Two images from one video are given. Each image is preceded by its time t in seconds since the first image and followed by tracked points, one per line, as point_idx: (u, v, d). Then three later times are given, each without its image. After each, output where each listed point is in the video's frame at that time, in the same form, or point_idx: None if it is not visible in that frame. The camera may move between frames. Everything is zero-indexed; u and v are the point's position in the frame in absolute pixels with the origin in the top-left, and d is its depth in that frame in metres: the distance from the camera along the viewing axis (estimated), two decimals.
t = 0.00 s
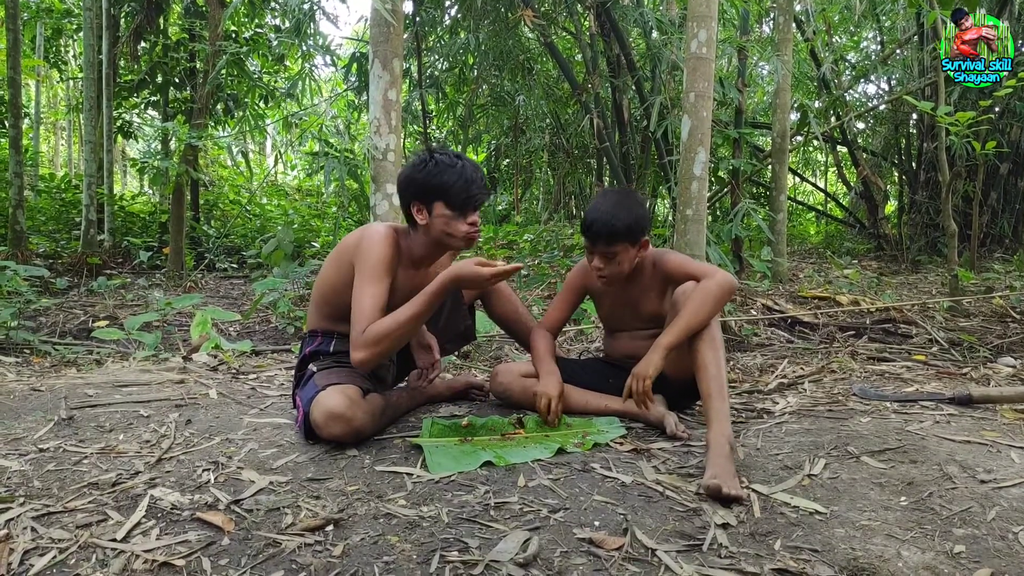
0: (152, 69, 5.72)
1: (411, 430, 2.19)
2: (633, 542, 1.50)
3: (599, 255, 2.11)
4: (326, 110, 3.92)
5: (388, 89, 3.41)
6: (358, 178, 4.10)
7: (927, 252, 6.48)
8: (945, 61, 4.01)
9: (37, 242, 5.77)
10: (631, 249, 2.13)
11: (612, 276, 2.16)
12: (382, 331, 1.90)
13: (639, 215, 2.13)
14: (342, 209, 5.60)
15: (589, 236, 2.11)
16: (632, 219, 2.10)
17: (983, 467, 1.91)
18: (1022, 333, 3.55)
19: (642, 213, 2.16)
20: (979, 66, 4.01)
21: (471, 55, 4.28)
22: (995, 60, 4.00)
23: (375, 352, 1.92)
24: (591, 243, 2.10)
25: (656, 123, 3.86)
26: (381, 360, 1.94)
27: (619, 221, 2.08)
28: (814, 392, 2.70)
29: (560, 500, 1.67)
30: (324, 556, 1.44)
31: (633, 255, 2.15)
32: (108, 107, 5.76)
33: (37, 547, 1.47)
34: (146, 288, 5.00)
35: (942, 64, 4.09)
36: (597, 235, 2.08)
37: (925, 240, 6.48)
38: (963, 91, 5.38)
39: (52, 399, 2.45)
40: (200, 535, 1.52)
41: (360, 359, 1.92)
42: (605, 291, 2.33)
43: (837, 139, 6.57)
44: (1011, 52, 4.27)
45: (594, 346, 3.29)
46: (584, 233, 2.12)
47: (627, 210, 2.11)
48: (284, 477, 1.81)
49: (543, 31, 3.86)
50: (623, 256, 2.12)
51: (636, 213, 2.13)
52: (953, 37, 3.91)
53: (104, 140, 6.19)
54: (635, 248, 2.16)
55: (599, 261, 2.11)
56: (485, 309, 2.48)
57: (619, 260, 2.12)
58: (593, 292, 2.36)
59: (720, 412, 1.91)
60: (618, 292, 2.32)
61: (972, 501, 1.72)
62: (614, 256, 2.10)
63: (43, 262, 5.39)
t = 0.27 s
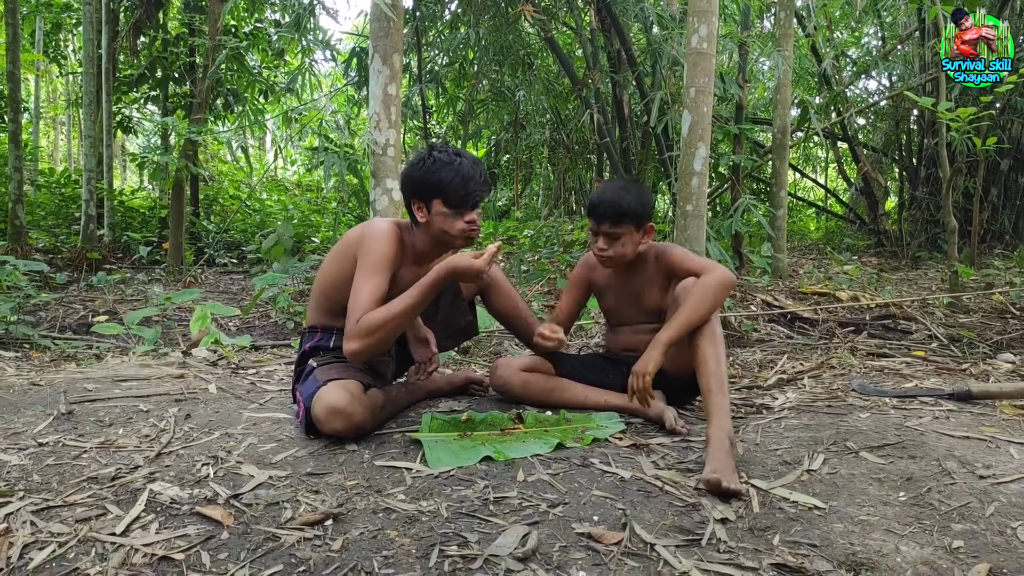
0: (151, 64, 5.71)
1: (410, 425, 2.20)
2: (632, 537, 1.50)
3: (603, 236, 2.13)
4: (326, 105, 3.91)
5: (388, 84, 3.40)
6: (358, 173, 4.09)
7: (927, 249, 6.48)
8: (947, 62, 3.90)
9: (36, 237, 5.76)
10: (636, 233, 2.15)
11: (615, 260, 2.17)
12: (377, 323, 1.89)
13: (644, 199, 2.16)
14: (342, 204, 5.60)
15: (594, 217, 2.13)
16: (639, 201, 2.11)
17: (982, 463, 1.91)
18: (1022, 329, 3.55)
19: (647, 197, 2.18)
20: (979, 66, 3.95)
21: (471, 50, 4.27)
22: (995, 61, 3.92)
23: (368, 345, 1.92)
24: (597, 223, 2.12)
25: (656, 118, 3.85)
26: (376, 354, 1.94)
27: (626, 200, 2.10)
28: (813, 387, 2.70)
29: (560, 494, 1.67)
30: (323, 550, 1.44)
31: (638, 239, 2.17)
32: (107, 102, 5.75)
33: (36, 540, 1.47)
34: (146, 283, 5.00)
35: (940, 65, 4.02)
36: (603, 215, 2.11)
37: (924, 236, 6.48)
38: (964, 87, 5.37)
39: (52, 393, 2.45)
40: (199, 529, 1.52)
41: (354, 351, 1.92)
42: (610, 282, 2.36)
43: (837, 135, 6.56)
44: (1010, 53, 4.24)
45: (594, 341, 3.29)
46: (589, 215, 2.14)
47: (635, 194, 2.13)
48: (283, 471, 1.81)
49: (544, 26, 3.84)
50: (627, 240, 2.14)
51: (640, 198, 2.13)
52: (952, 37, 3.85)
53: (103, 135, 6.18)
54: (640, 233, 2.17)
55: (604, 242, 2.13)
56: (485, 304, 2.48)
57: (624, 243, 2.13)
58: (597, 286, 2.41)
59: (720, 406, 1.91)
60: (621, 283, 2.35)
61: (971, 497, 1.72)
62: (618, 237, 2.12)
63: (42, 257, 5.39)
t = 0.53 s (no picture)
0: (153, 55, 5.69)
1: (412, 416, 2.20)
2: (633, 527, 1.51)
3: (602, 208, 2.18)
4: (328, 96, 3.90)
5: (390, 74, 3.39)
6: (360, 164, 4.09)
7: (930, 241, 6.46)
8: (947, 61, 3.98)
9: (39, 228, 5.76)
10: (635, 208, 2.18)
11: (614, 237, 2.21)
12: (372, 320, 1.89)
13: (644, 178, 2.19)
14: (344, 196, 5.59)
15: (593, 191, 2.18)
16: (638, 176, 2.15)
17: (983, 455, 1.91)
18: None
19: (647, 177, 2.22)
20: (978, 66, 4.03)
21: (473, 41, 4.26)
22: (995, 61, 4.01)
23: (364, 342, 1.92)
24: (596, 195, 2.17)
25: (659, 109, 3.84)
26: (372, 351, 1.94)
27: (626, 173, 2.14)
28: (815, 379, 2.70)
29: (561, 485, 1.67)
30: (325, 540, 1.44)
31: (636, 216, 2.20)
32: (108, 93, 5.74)
33: (39, 530, 1.48)
34: (148, 274, 5.00)
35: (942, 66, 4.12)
36: (602, 188, 2.15)
37: (927, 228, 6.46)
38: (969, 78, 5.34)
39: (54, 384, 2.46)
40: (201, 519, 1.52)
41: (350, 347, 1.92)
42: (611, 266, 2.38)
43: (840, 127, 6.53)
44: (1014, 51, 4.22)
45: (595, 333, 3.29)
46: (589, 188, 2.19)
47: (634, 169, 2.18)
48: (285, 462, 1.82)
49: (546, 17, 3.83)
50: (625, 214, 2.17)
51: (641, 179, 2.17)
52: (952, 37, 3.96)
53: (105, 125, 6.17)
54: (639, 210, 2.20)
55: (601, 215, 2.18)
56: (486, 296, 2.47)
57: (621, 217, 2.17)
58: (599, 272, 2.44)
59: (722, 397, 1.90)
60: (622, 268, 2.36)
61: (973, 488, 1.72)
62: (615, 211, 2.16)
63: (44, 248, 5.38)
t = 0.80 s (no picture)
0: (152, 46, 5.66)
1: (413, 406, 2.20)
2: (633, 518, 1.51)
3: (603, 191, 2.18)
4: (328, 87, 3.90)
5: (390, 65, 3.37)
6: (360, 155, 4.08)
7: (931, 233, 6.45)
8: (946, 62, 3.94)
9: (38, 219, 5.75)
10: (637, 190, 2.19)
11: (617, 219, 2.21)
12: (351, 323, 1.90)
13: (644, 162, 2.21)
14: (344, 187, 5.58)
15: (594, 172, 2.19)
16: (638, 159, 2.17)
17: (984, 446, 1.91)
18: None
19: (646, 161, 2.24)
20: (979, 66, 3.93)
21: (474, 32, 4.23)
22: (995, 61, 3.91)
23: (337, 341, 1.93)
24: (597, 176, 2.18)
25: (660, 101, 3.82)
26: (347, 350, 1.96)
27: (627, 155, 2.16)
28: (816, 371, 2.70)
29: (561, 476, 1.68)
30: (326, 530, 1.45)
31: (637, 199, 2.21)
32: (108, 84, 5.72)
33: (40, 519, 1.48)
34: (148, 266, 5.00)
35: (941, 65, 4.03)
36: (604, 170, 2.17)
37: (928, 221, 6.45)
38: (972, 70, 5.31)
39: (55, 374, 2.46)
40: (202, 509, 1.53)
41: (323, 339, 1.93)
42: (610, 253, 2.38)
43: (842, 119, 6.50)
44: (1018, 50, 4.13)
45: (596, 324, 3.29)
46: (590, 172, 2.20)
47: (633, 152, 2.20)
48: (286, 452, 1.82)
49: (547, 8, 3.81)
50: (626, 196, 2.18)
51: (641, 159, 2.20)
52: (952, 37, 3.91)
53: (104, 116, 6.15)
54: (639, 193, 2.21)
55: (605, 198, 2.18)
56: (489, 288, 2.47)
57: (623, 199, 2.17)
58: (598, 261, 2.42)
59: (722, 388, 1.91)
60: (620, 255, 2.36)
61: (972, 480, 1.72)
62: (617, 193, 2.17)
63: (44, 240, 5.37)
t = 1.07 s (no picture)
0: (154, 36, 5.64)
1: (414, 396, 2.20)
2: (635, 507, 1.51)
3: (609, 194, 2.17)
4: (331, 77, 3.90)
5: (392, 55, 3.36)
6: (362, 146, 4.07)
7: (935, 225, 6.43)
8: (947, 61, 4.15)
9: (42, 210, 5.75)
10: (642, 189, 2.18)
11: (624, 219, 2.21)
12: (341, 341, 1.96)
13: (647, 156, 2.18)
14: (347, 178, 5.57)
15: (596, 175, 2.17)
16: (638, 156, 2.13)
17: (986, 437, 1.91)
18: None
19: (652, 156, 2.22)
20: (979, 66, 4.08)
21: (476, 21, 4.22)
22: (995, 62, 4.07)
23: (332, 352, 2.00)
24: (601, 182, 2.16)
25: (663, 91, 3.80)
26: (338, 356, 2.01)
27: (628, 154, 2.13)
28: (818, 361, 2.70)
29: (563, 465, 1.68)
30: (328, 518, 1.45)
31: (643, 198, 2.20)
32: (110, 74, 5.70)
33: (44, 508, 1.49)
34: (151, 256, 5.00)
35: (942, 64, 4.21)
36: (606, 173, 2.14)
37: (932, 212, 6.43)
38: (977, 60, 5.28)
39: (58, 364, 2.47)
40: (205, 498, 1.53)
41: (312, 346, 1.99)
42: (616, 245, 2.37)
43: (845, 109, 6.47)
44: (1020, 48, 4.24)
45: (598, 315, 3.29)
46: (592, 173, 2.18)
47: (637, 149, 2.16)
48: (288, 441, 1.82)
49: None
50: (634, 195, 2.17)
51: (648, 156, 2.18)
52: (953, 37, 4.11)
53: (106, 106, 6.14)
54: (644, 189, 2.19)
55: (611, 202, 2.17)
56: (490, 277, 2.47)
57: (628, 202, 2.16)
58: (603, 253, 2.41)
59: (725, 377, 1.91)
60: (626, 248, 2.35)
61: (975, 470, 1.72)
62: (625, 196, 2.15)
63: (47, 230, 5.38)
